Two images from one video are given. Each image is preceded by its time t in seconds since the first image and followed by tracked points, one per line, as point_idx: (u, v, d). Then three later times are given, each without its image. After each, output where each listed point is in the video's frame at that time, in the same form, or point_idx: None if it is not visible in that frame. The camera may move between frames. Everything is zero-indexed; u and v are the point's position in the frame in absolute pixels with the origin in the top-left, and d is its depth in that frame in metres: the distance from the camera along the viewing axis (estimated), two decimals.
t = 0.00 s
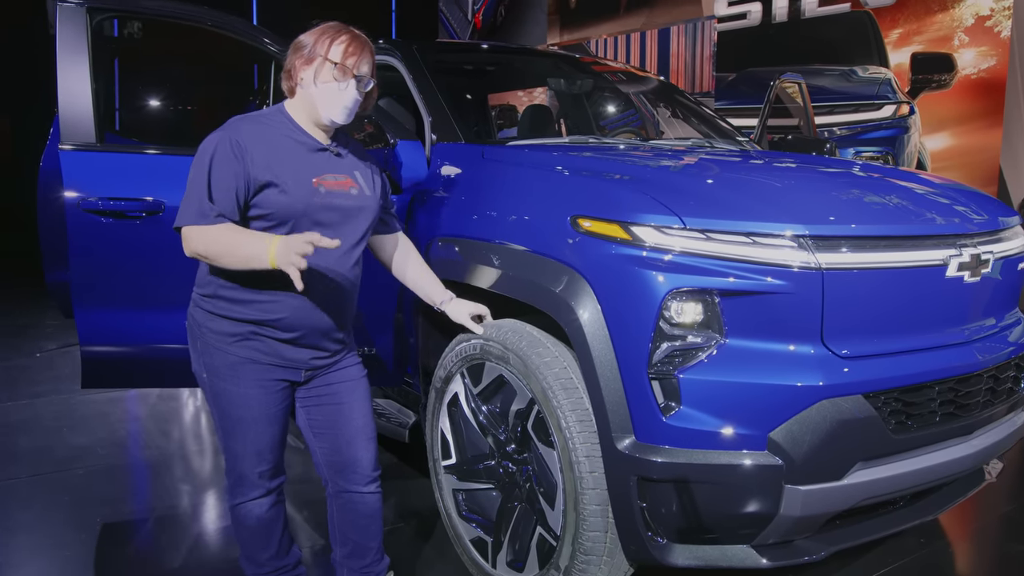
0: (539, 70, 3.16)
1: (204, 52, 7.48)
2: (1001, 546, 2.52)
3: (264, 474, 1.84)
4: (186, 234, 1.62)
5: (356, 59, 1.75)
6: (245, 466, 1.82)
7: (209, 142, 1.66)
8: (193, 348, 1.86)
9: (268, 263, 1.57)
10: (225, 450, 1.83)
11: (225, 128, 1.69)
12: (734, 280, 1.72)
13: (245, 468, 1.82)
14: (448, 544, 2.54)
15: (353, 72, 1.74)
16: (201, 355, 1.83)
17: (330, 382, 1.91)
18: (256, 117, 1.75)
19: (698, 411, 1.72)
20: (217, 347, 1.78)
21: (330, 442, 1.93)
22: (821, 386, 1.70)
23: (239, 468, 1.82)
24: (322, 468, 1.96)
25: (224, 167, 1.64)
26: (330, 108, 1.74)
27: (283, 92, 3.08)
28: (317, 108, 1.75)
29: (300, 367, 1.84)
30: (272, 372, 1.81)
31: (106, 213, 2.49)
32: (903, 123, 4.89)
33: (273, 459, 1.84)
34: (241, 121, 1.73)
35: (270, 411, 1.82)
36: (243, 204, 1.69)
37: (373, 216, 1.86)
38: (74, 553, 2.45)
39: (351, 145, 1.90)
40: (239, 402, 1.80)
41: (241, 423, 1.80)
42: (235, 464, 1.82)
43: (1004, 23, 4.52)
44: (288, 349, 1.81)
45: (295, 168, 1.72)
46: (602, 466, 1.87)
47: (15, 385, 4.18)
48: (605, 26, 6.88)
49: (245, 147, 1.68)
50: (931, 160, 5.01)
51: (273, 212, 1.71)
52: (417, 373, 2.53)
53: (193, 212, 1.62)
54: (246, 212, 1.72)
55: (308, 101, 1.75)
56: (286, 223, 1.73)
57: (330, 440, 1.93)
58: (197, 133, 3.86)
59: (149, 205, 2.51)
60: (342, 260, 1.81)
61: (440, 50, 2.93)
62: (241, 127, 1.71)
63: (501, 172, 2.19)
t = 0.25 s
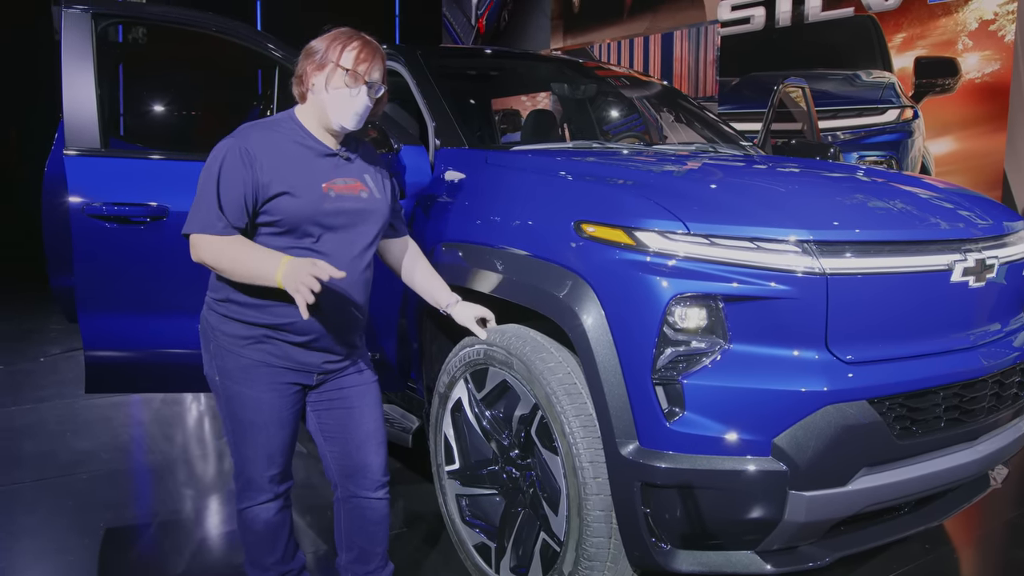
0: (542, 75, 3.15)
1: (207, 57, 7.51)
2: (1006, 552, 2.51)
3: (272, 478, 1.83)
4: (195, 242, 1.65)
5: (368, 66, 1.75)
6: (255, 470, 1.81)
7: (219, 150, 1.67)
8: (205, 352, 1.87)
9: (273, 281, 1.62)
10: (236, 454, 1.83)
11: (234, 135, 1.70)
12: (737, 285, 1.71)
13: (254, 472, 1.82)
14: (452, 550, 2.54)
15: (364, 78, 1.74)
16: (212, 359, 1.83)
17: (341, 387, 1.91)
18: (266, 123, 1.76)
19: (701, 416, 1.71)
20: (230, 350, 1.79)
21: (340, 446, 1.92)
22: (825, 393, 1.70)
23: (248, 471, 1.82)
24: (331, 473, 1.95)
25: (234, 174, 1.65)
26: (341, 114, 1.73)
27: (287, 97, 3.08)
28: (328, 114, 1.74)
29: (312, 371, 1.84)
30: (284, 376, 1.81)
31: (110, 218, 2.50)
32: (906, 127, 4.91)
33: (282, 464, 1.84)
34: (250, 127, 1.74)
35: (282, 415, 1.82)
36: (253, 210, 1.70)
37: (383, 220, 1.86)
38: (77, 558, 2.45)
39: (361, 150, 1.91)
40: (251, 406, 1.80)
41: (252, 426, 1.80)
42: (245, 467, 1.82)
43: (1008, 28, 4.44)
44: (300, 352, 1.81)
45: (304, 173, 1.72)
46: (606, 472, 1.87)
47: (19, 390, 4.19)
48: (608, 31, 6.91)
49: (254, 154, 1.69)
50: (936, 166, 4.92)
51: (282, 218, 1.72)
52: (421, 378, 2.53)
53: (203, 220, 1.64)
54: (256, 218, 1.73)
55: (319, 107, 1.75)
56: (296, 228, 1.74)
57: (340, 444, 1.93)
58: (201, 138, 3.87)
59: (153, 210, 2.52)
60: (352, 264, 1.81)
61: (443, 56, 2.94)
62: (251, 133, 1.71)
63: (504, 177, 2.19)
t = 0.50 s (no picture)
0: (548, 80, 3.18)
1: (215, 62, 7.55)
2: (1015, 561, 2.50)
3: (281, 483, 1.84)
4: (205, 247, 1.66)
5: (386, 69, 1.76)
6: (264, 475, 1.82)
7: (230, 154, 1.68)
8: (215, 357, 1.87)
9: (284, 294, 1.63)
10: (245, 459, 1.83)
11: (246, 139, 1.71)
12: (745, 291, 1.71)
13: (263, 477, 1.82)
14: (458, 555, 2.53)
15: (383, 82, 1.75)
16: (223, 363, 1.83)
17: (348, 390, 1.91)
18: (277, 127, 1.76)
19: (708, 422, 1.71)
20: (240, 355, 1.79)
21: (347, 450, 1.92)
22: (834, 399, 1.69)
23: (257, 476, 1.82)
24: (337, 477, 1.95)
25: (244, 179, 1.65)
26: (361, 119, 1.74)
27: (295, 103, 3.09)
28: (347, 118, 1.74)
29: (322, 375, 1.84)
30: (294, 381, 1.81)
31: (119, 223, 2.51)
32: (914, 132, 4.86)
33: (291, 468, 1.84)
34: (261, 131, 1.74)
35: (291, 420, 1.82)
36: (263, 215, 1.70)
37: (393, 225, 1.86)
38: (84, 562, 2.45)
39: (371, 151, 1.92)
40: (261, 411, 1.80)
41: (261, 431, 1.80)
42: (254, 473, 1.82)
43: (1017, 32, 4.40)
44: (309, 358, 1.81)
45: (314, 179, 1.72)
46: (613, 478, 1.86)
47: (28, 394, 4.20)
48: (616, 36, 6.91)
49: (265, 159, 1.69)
50: (944, 171, 4.86)
51: (292, 223, 1.72)
52: (428, 383, 2.53)
53: (214, 225, 1.65)
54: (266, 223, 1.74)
55: (337, 112, 1.75)
56: (305, 233, 1.74)
57: (346, 448, 1.92)
58: (210, 144, 3.88)
59: (162, 215, 2.53)
60: (361, 270, 1.82)
61: (451, 61, 2.95)
62: (261, 137, 1.72)
63: (510, 183, 2.19)
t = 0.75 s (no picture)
0: (555, 88, 3.16)
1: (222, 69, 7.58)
2: None
3: (291, 490, 1.84)
4: (213, 265, 1.66)
5: (382, 73, 1.78)
6: (276, 483, 1.81)
7: (231, 169, 1.67)
8: (224, 365, 1.86)
9: (299, 311, 1.66)
10: (255, 467, 1.82)
11: (243, 153, 1.70)
12: (752, 300, 1.71)
13: (274, 485, 1.82)
14: (463, 563, 2.53)
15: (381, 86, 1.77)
16: (233, 373, 1.82)
17: (356, 396, 1.90)
18: (272, 137, 1.75)
19: (715, 432, 1.70)
20: (253, 364, 1.79)
21: (354, 457, 1.92)
22: (841, 409, 1.68)
23: (268, 484, 1.82)
24: (342, 483, 1.95)
25: (250, 194, 1.66)
26: (361, 122, 1.77)
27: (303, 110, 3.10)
28: (346, 123, 1.76)
29: (334, 382, 1.85)
30: (308, 389, 1.82)
31: (127, 229, 2.52)
32: (922, 141, 4.88)
33: (301, 476, 1.84)
34: (259, 144, 1.73)
35: (303, 428, 1.82)
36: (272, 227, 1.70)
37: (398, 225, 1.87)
38: (89, 567, 2.46)
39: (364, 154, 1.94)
40: (274, 419, 1.80)
41: (274, 439, 1.80)
42: (265, 481, 1.81)
43: None
44: (322, 365, 1.82)
45: (318, 187, 1.72)
46: (619, 487, 1.86)
47: (35, 398, 4.22)
48: (623, 44, 6.93)
49: (267, 171, 1.69)
50: (952, 179, 4.83)
51: (301, 232, 1.73)
52: (434, 390, 2.53)
53: (225, 243, 1.65)
54: (275, 235, 1.74)
55: (336, 118, 1.76)
56: (314, 242, 1.75)
57: (352, 454, 1.92)
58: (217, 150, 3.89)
59: (170, 221, 2.54)
60: (371, 272, 1.83)
61: (458, 69, 2.96)
62: (260, 149, 1.71)
63: (517, 191, 2.19)
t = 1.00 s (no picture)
0: (561, 95, 3.17)
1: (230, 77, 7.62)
2: None
3: (300, 498, 1.83)
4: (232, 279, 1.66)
5: (371, 76, 1.77)
6: (284, 490, 1.81)
7: (236, 179, 1.66)
8: (230, 375, 1.86)
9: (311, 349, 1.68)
10: (262, 475, 1.82)
11: (245, 162, 1.69)
12: (759, 307, 1.70)
13: (282, 492, 1.81)
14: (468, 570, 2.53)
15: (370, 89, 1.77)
16: (239, 380, 1.82)
17: (361, 402, 1.91)
18: (271, 145, 1.74)
19: (722, 438, 1.70)
20: (258, 370, 1.79)
21: (359, 463, 1.92)
22: (849, 416, 1.68)
23: (276, 492, 1.81)
24: (348, 490, 1.95)
25: (258, 202, 1.65)
26: (351, 127, 1.76)
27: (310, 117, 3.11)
28: (337, 128, 1.76)
29: (340, 386, 1.85)
30: (313, 394, 1.82)
31: (135, 236, 2.53)
32: (929, 147, 4.82)
33: (310, 483, 1.84)
34: (259, 152, 1.73)
35: (309, 434, 1.82)
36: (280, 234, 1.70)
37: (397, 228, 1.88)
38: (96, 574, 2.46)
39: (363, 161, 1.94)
40: (280, 426, 1.80)
41: (281, 445, 1.80)
42: (274, 489, 1.81)
43: None
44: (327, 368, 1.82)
45: (322, 193, 1.73)
46: (626, 495, 1.85)
47: (43, 404, 4.23)
48: (629, 51, 6.94)
49: (272, 179, 1.68)
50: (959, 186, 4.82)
51: (306, 240, 1.73)
52: (441, 397, 2.52)
53: (239, 253, 1.64)
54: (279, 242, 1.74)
55: (326, 123, 1.76)
56: (320, 248, 1.75)
57: (357, 460, 1.92)
58: (225, 157, 3.91)
59: (177, 228, 2.54)
60: (373, 276, 1.85)
61: (465, 76, 2.96)
62: (262, 157, 1.70)
63: (524, 198, 2.19)
